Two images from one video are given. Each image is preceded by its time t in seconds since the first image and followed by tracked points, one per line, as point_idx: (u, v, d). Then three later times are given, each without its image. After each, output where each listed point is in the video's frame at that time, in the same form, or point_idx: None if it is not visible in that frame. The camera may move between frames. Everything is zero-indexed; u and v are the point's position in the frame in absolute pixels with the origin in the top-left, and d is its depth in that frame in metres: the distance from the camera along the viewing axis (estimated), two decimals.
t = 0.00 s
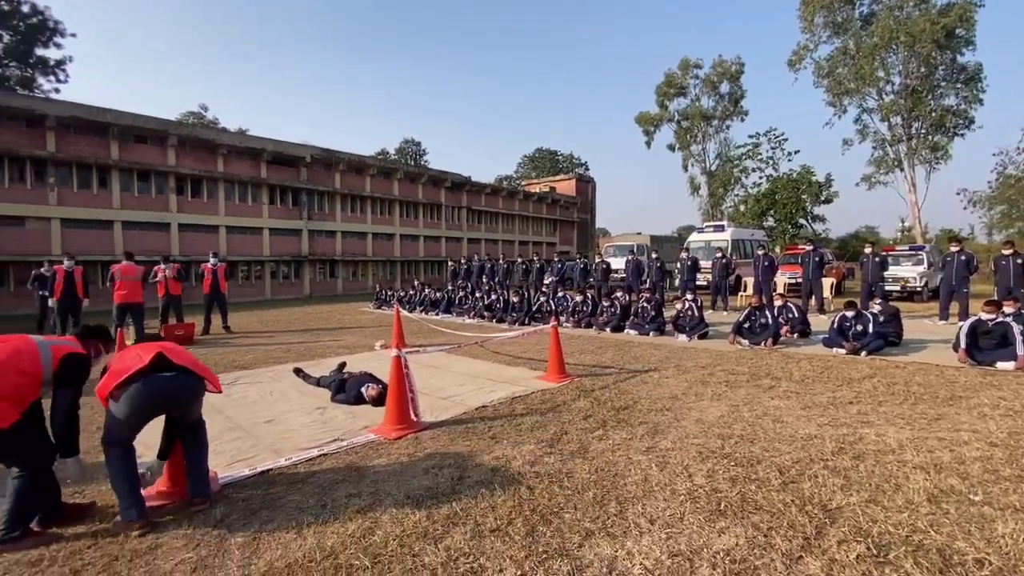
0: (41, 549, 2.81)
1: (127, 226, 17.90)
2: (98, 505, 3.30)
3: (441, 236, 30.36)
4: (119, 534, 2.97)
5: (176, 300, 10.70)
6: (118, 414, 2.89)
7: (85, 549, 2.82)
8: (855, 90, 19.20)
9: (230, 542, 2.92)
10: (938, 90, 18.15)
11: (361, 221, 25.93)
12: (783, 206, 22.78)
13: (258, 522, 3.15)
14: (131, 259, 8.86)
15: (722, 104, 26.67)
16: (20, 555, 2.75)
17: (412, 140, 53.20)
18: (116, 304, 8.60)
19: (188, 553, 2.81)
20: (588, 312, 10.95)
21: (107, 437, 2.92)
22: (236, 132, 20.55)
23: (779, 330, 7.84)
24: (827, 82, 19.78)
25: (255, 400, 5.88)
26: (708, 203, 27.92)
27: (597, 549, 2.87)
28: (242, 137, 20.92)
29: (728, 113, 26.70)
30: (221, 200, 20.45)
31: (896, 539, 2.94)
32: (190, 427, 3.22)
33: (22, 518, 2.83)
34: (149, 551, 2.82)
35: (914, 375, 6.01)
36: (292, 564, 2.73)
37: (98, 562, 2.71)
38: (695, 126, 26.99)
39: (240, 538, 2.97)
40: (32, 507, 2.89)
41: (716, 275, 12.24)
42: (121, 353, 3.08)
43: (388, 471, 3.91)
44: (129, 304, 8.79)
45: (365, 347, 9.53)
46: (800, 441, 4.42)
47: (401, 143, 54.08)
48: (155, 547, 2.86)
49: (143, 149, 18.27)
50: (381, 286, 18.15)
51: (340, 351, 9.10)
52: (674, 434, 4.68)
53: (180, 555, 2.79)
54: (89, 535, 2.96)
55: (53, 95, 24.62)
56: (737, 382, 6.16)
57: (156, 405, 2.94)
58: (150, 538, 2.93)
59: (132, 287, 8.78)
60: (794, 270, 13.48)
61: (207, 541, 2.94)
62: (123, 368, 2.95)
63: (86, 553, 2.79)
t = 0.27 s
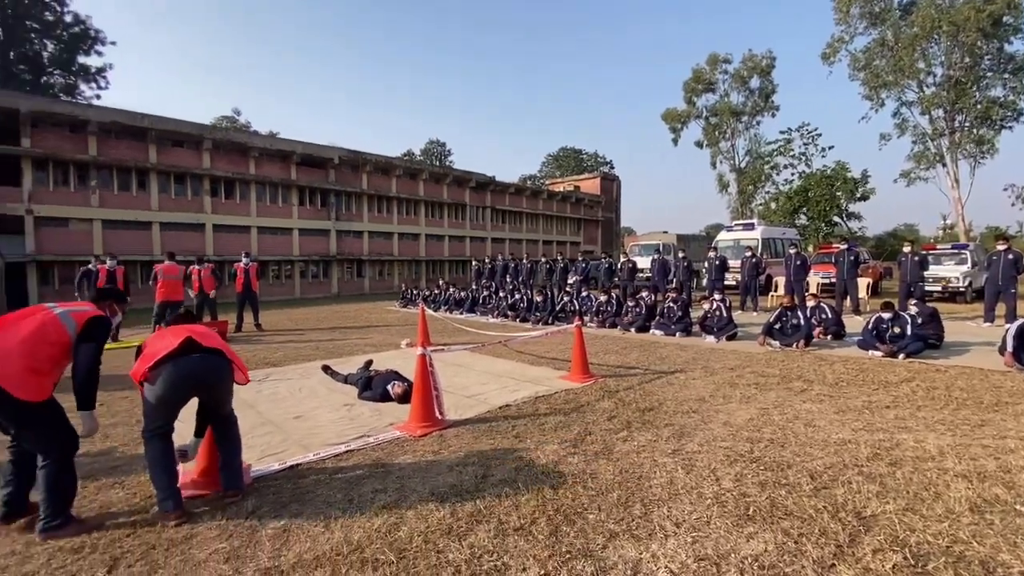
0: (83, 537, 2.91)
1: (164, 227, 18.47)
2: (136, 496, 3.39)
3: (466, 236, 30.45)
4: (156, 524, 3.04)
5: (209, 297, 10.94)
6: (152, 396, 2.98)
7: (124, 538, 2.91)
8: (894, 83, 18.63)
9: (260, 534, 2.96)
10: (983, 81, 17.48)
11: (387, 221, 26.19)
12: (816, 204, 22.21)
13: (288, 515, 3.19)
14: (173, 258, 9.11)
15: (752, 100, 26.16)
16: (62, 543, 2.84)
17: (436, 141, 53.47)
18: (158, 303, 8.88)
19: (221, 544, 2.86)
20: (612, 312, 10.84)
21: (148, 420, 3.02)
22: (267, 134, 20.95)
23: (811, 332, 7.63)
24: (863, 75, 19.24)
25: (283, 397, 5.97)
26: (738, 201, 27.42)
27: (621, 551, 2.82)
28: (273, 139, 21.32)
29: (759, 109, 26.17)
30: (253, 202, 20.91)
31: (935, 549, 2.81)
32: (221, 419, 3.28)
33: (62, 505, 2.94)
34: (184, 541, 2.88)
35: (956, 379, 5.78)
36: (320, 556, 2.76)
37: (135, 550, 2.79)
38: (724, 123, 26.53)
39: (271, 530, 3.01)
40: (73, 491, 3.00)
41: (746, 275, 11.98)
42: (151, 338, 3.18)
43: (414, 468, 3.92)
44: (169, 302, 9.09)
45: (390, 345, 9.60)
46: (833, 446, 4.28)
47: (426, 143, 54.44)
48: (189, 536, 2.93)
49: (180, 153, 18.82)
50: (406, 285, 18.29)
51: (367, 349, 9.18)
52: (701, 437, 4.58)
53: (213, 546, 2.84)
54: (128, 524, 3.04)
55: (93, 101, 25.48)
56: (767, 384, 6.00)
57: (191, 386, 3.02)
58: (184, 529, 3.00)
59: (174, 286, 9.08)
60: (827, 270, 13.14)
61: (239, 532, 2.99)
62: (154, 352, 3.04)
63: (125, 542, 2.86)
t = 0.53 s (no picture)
0: (130, 524, 3.00)
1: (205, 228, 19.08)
2: (179, 485, 3.49)
3: (495, 235, 30.49)
4: (197, 513, 3.13)
5: (247, 297, 11.15)
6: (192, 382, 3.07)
7: (167, 526, 2.99)
8: (943, 72, 17.88)
9: (295, 526, 3.00)
10: None
11: (417, 221, 26.44)
12: (858, 200, 21.48)
13: (321, 508, 3.22)
14: (214, 258, 9.48)
15: (789, 94, 25.48)
16: (110, 530, 2.94)
17: (466, 141, 53.76)
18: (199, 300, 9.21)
19: (259, 534, 2.91)
20: (643, 312, 10.70)
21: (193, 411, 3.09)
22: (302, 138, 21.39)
23: (853, 333, 7.38)
24: (909, 66, 18.53)
25: (317, 393, 6.06)
26: (775, 198, 26.76)
27: (651, 554, 2.75)
28: (308, 142, 21.74)
29: (797, 103, 25.48)
30: (290, 204, 21.39)
31: (984, 562, 2.65)
32: (256, 411, 3.32)
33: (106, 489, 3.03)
34: (224, 530, 2.95)
35: (1009, 384, 5.48)
36: (352, 549, 2.77)
37: (178, 538, 2.86)
38: (760, 117, 25.93)
39: (306, 522, 3.05)
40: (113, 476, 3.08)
41: (783, 275, 11.66)
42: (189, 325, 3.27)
43: (444, 464, 3.92)
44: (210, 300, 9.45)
45: (420, 344, 9.67)
46: (875, 452, 4.10)
47: (456, 144, 54.77)
48: (229, 526, 2.99)
49: (221, 156, 19.37)
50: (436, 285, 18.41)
51: (398, 347, 9.27)
52: (735, 440, 4.46)
53: (251, 535, 2.90)
54: (170, 513, 3.13)
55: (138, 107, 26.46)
56: (805, 388, 5.81)
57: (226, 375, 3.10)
58: (224, 518, 3.07)
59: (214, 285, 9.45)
60: (870, 269, 12.72)
61: (275, 522, 3.04)
62: (192, 339, 3.14)
63: (168, 530, 2.95)
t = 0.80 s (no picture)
0: (176, 511, 3.08)
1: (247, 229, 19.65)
2: (222, 475, 3.58)
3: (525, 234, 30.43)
4: (240, 502, 3.20)
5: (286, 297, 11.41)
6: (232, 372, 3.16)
7: (212, 514, 3.07)
8: (1000, 60, 17.01)
9: (332, 517, 3.04)
10: None
11: (449, 221, 26.62)
12: (906, 196, 20.60)
13: (357, 501, 3.25)
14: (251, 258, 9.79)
15: (832, 86, 24.65)
16: (158, 516, 3.03)
17: (497, 141, 53.86)
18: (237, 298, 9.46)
19: (297, 524, 2.96)
20: (677, 312, 10.50)
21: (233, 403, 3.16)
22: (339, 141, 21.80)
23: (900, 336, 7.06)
24: (962, 54, 17.71)
25: (351, 389, 6.14)
26: (817, 194, 25.95)
27: (684, 558, 2.67)
28: (344, 145, 22.13)
29: (840, 95, 24.63)
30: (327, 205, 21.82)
31: None
32: (295, 404, 3.37)
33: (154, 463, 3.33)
34: (264, 520, 3.00)
35: None
36: (386, 542, 2.78)
37: (221, 526, 2.92)
38: (801, 111, 25.18)
39: (342, 514, 3.08)
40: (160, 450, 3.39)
41: (825, 274, 11.26)
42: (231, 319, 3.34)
43: (476, 461, 3.91)
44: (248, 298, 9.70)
45: (452, 342, 9.72)
46: (923, 460, 3.89)
47: (487, 144, 54.94)
48: (269, 516, 3.04)
49: (262, 160, 19.89)
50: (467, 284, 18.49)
51: (429, 346, 9.32)
52: (773, 445, 4.31)
53: (290, 525, 2.94)
54: (214, 501, 3.21)
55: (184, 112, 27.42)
56: (848, 392, 5.58)
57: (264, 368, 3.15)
58: (264, 508, 3.13)
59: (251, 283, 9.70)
60: (919, 268, 12.18)
61: (313, 514, 3.08)
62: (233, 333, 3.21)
63: (213, 518, 3.02)
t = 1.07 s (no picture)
0: (221, 500, 3.16)
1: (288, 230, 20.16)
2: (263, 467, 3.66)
3: (557, 234, 30.28)
4: (281, 493, 3.26)
5: (323, 295, 11.66)
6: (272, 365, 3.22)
7: (255, 503, 3.13)
8: None
9: (367, 510, 3.05)
10: None
11: (480, 221, 26.72)
12: (960, 191, 19.65)
13: (391, 495, 3.26)
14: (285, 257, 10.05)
15: (879, 77, 23.74)
16: (205, 504, 3.12)
17: (530, 140, 53.86)
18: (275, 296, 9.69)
19: (334, 516, 2.98)
20: (713, 313, 10.26)
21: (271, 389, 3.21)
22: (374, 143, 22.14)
23: (954, 339, 6.72)
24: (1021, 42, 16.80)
25: (386, 385, 6.20)
26: (863, 190, 25.03)
27: (719, 564, 2.58)
28: (379, 147, 22.45)
29: (888, 87, 23.70)
30: (362, 206, 22.19)
31: None
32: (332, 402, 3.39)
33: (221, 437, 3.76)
34: (303, 511, 3.04)
35: None
36: (418, 536, 2.78)
37: (263, 515, 2.98)
38: (845, 104, 24.35)
39: (376, 507, 3.09)
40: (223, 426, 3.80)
41: (872, 273, 10.83)
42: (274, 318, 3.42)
43: (507, 459, 3.88)
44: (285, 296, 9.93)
45: (484, 341, 9.73)
46: (978, 470, 3.68)
47: (520, 143, 54.97)
48: (307, 507, 3.08)
49: (301, 163, 20.38)
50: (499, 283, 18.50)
51: (461, 344, 9.36)
52: (813, 451, 4.13)
53: (327, 517, 2.97)
54: (257, 491, 3.28)
55: (228, 117, 28.33)
56: (895, 398, 5.33)
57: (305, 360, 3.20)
58: (304, 499, 3.18)
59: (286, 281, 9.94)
60: (973, 267, 11.59)
61: (348, 506, 3.10)
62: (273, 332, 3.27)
63: (256, 507, 3.08)
